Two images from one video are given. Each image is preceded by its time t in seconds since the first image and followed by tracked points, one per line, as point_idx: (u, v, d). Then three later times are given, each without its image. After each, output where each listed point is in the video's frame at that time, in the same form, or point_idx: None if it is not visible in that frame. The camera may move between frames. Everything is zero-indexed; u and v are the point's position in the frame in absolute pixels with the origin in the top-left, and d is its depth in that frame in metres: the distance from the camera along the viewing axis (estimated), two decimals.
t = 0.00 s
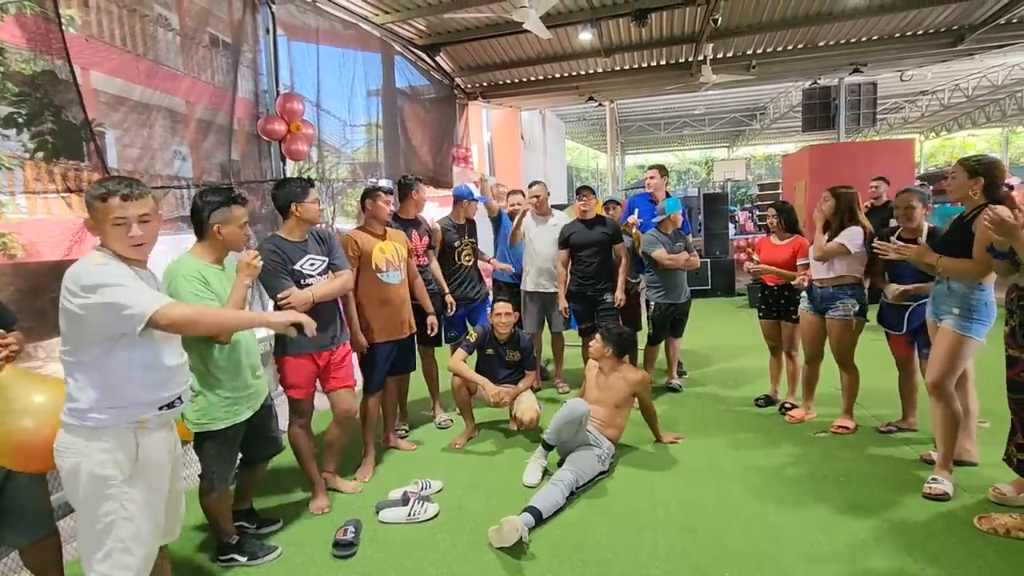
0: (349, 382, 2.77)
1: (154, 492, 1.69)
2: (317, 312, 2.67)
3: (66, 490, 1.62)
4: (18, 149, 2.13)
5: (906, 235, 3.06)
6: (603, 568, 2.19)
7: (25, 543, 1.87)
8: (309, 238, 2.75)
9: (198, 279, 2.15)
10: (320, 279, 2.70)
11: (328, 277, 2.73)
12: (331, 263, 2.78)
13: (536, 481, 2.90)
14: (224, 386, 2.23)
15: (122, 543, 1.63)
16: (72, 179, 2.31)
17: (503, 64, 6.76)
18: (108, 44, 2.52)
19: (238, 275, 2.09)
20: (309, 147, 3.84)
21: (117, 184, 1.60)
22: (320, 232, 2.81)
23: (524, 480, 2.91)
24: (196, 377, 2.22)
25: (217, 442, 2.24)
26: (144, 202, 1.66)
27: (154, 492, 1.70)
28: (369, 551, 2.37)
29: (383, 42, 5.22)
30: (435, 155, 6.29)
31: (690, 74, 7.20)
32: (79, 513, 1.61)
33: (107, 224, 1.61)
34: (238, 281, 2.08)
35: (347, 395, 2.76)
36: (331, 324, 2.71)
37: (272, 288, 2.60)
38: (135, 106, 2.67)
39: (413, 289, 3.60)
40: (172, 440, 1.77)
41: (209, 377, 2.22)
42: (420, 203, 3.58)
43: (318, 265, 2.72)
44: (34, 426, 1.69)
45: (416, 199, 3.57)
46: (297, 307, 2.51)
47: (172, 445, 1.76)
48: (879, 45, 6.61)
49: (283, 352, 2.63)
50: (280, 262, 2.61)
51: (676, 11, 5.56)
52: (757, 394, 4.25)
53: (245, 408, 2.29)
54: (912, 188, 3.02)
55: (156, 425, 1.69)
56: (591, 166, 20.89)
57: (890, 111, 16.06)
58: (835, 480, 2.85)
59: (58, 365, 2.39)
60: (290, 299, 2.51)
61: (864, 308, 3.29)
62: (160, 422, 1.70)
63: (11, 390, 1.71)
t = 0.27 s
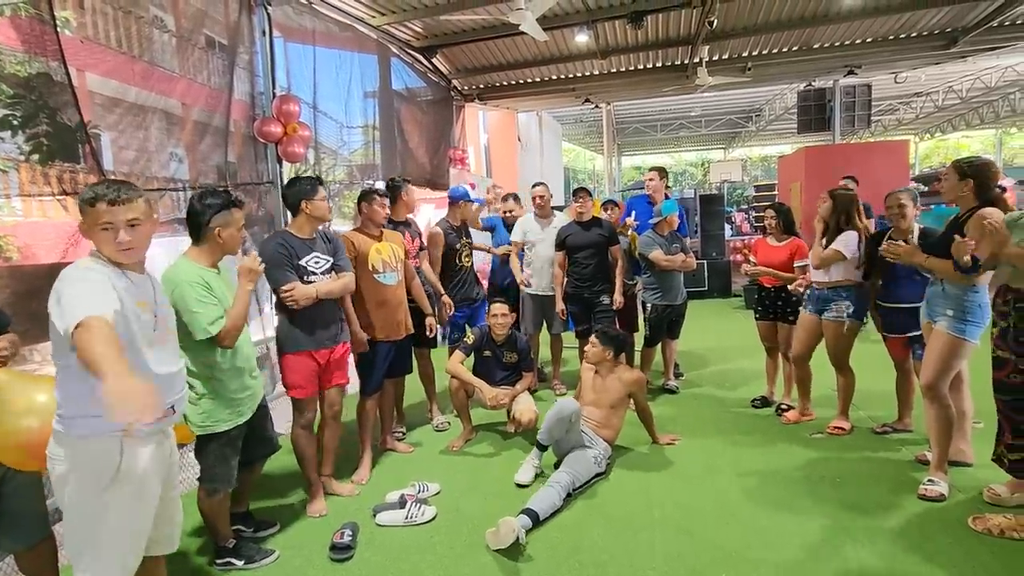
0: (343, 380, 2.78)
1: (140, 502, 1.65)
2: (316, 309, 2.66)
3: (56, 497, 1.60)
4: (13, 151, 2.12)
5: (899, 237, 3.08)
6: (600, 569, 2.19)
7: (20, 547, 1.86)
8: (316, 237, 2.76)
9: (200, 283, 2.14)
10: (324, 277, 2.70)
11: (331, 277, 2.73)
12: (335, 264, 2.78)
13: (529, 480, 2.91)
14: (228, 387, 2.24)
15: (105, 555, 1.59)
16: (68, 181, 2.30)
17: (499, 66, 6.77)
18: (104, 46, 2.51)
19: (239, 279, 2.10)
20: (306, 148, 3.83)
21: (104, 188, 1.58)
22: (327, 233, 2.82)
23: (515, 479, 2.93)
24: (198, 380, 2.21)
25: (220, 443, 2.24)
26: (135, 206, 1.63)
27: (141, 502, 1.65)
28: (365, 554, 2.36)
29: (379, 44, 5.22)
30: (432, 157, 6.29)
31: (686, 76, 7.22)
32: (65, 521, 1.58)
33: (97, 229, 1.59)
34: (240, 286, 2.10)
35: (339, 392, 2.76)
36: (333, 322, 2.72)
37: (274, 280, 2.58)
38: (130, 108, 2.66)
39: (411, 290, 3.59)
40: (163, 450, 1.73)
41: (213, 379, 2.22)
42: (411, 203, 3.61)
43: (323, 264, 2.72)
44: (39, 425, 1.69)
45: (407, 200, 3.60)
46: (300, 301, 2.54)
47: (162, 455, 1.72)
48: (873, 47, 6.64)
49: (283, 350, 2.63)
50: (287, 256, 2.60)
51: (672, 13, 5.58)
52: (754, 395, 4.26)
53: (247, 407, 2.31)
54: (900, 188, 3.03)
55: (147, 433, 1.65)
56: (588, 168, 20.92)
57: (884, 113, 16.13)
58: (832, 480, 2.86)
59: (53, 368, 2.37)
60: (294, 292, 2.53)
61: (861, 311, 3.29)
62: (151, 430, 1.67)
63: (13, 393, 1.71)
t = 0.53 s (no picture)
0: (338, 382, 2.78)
1: (147, 508, 1.64)
2: (314, 311, 2.65)
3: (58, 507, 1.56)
4: (2, 154, 2.09)
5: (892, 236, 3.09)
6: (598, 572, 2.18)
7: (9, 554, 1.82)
8: (321, 241, 2.75)
9: (201, 290, 2.12)
10: (323, 281, 2.68)
11: (330, 282, 2.71)
12: (335, 269, 2.76)
13: (523, 484, 2.90)
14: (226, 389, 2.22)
15: (114, 563, 1.58)
16: (58, 184, 2.28)
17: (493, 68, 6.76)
18: (94, 48, 2.49)
19: (236, 282, 2.09)
20: (299, 150, 3.81)
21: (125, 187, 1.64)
22: (330, 237, 2.81)
23: (511, 482, 2.91)
24: (195, 383, 2.18)
25: (218, 446, 2.22)
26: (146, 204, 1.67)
27: (148, 508, 1.65)
28: (362, 558, 2.35)
29: (372, 45, 5.21)
30: (426, 158, 6.28)
31: (679, 77, 7.23)
32: (69, 530, 1.56)
33: (126, 229, 1.62)
34: (239, 289, 2.09)
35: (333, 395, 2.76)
36: (329, 326, 2.71)
37: (274, 279, 2.56)
38: (121, 110, 2.64)
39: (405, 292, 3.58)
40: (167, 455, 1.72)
41: (211, 381, 2.19)
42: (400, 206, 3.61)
43: (323, 268, 2.70)
44: (32, 424, 1.65)
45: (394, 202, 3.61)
46: (298, 302, 2.54)
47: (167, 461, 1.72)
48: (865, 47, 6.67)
49: (278, 351, 2.61)
50: (289, 258, 2.59)
51: (665, 14, 5.59)
52: (750, 395, 4.27)
53: (245, 409, 2.30)
54: (892, 188, 3.05)
55: (151, 437, 1.66)
56: (582, 169, 20.95)
57: (876, 113, 16.21)
58: (828, 480, 2.86)
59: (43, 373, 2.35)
60: (292, 293, 2.53)
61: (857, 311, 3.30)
62: (155, 434, 1.67)
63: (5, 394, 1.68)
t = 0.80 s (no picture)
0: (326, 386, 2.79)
1: (114, 524, 1.57)
2: (305, 314, 2.64)
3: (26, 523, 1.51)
4: None
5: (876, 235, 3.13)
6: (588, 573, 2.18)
7: None
8: (312, 245, 2.74)
9: (185, 292, 2.10)
10: (314, 285, 2.67)
11: (320, 285, 2.70)
12: (324, 273, 2.75)
13: (513, 486, 2.89)
14: (213, 391, 2.21)
15: None
16: (41, 187, 2.24)
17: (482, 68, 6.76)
18: (77, 48, 2.46)
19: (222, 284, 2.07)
20: (287, 152, 3.79)
21: (107, 188, 1.61)
22: (320, 242, 2.80)
23: (501, 484, 2.91)
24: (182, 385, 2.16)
25: (206, 449, 2.20)
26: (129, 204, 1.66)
27: (117, 524, 1.57)
28: (352, 562, 2.34)
29: (361, 46, 5.18)
30: (416, 159, 6.26)
31: (668, 77, 7.26)
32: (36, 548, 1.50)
33: (121, 231, 1.62)
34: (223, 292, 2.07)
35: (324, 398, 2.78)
36: (321, 329, 2.70)
37: (268, 280, 2.53)
38: (105, 111, 2.61)
39: (392, 295, 3.57)
40: (142, 469, 1.65)
41: (197, 383, 2.17)
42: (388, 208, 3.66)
43: (314, 271, 2.69)
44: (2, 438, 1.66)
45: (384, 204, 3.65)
46: (295, 304, 2.54)
47: (140, 475, 1.65)
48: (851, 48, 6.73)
49: (270, 356, 2.59)
50: (283, 260, 2.58)
51: (653, 15, 5.62)
52: (739, 394, 4.30)
53: (232, 412, 2.28)
54: (878, 188, 3.07)
55: (120, 451, 1.58)
56: (571, 169, 20.99)
57: (862, 113, 16.37)
58: (816, 477, 2.88)
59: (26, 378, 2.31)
60: (289, 295, 2.53)
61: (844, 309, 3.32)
62: (125, 448, 1.59)
63: None
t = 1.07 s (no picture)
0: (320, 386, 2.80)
1: (92, 540, 1.53)
2: (296, 315, 2.62)
3: None
4: None
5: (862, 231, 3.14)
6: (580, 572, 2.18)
7: None
8: (294, 245, 2.71)
9: (162, 293, 2.09)
10: (303, 285, 2.65)
11: (309, 285, 2.68)
12: (312, 272, 2.73)
13: (504, 487, 2.89)
14: (191, 395, 2.18)
15: None
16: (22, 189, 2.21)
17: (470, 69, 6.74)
18: (58, 49, 2.42)
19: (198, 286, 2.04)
20: (274, 152, 3.76)
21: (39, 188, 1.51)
22: (304, 243, 2.77)
23: (491, 485, 2.90)
24: (160, 388, 2.15)
25: (182, 453, 2.17)
26: (79, 204, 1.58)
27: (94, 539, 1.53)
28: (342, 565, 2.32)
29: (348, 46, 5.15)
30: (405, 160, 6.24)
31: (656, 77, 7.28)
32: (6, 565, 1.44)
33: (43, 233, 1.50)
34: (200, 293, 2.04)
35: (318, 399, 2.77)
36: (313, 329, 2.68)
37: (257, 283, 2.52)
38: (88, 113, 2.57)
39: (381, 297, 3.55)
40: (122, 483, 1.62)
41: (175, 387, 2.16)
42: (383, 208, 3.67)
43: (301, 271, 2.67)
44: None
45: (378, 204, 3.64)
46: (287, 303, 2.52)
47: (120, 489, 1.61)
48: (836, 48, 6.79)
49: (263, 359, 2.57)
50: (269, 261, 2.56)
51: (640, 16, 5.64)
52: (728, 391, 4.32)
53: (213, 417, 2.24)
54: (864, 186, 3.11)
55: (99, 466, 1.55)
56: (561, 169, 21.01)
57: (848, 112, 16.53)
58: (805, 473, 2.90)
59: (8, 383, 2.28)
60: (281, 294, 2.51)
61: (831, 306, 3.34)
62: (104, 462, 1.56)
63: None
